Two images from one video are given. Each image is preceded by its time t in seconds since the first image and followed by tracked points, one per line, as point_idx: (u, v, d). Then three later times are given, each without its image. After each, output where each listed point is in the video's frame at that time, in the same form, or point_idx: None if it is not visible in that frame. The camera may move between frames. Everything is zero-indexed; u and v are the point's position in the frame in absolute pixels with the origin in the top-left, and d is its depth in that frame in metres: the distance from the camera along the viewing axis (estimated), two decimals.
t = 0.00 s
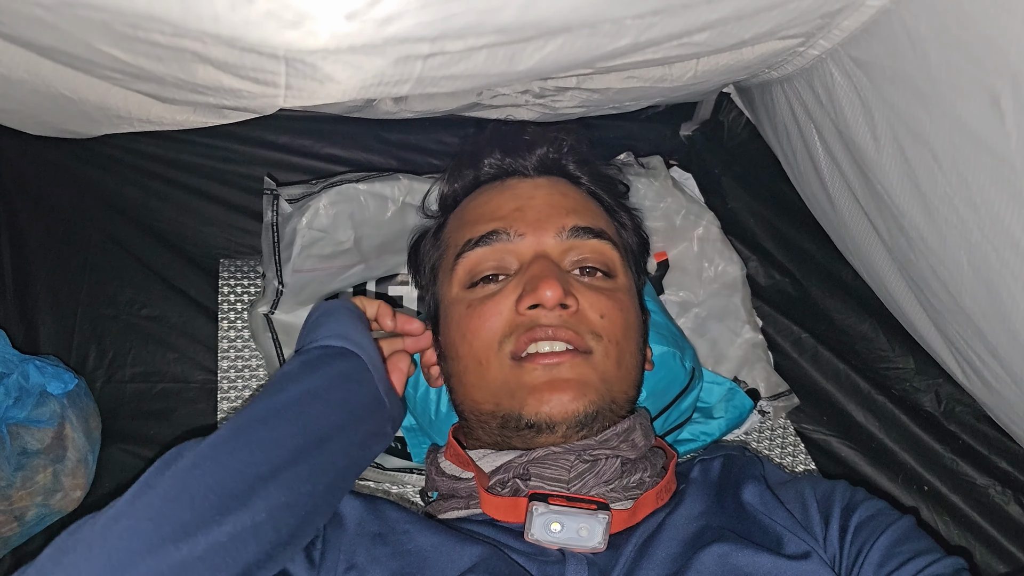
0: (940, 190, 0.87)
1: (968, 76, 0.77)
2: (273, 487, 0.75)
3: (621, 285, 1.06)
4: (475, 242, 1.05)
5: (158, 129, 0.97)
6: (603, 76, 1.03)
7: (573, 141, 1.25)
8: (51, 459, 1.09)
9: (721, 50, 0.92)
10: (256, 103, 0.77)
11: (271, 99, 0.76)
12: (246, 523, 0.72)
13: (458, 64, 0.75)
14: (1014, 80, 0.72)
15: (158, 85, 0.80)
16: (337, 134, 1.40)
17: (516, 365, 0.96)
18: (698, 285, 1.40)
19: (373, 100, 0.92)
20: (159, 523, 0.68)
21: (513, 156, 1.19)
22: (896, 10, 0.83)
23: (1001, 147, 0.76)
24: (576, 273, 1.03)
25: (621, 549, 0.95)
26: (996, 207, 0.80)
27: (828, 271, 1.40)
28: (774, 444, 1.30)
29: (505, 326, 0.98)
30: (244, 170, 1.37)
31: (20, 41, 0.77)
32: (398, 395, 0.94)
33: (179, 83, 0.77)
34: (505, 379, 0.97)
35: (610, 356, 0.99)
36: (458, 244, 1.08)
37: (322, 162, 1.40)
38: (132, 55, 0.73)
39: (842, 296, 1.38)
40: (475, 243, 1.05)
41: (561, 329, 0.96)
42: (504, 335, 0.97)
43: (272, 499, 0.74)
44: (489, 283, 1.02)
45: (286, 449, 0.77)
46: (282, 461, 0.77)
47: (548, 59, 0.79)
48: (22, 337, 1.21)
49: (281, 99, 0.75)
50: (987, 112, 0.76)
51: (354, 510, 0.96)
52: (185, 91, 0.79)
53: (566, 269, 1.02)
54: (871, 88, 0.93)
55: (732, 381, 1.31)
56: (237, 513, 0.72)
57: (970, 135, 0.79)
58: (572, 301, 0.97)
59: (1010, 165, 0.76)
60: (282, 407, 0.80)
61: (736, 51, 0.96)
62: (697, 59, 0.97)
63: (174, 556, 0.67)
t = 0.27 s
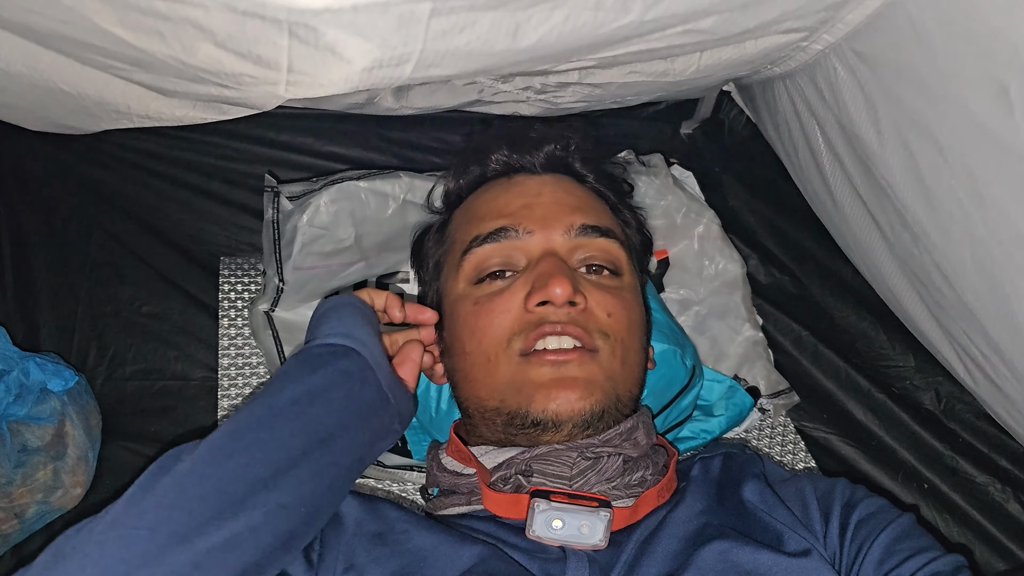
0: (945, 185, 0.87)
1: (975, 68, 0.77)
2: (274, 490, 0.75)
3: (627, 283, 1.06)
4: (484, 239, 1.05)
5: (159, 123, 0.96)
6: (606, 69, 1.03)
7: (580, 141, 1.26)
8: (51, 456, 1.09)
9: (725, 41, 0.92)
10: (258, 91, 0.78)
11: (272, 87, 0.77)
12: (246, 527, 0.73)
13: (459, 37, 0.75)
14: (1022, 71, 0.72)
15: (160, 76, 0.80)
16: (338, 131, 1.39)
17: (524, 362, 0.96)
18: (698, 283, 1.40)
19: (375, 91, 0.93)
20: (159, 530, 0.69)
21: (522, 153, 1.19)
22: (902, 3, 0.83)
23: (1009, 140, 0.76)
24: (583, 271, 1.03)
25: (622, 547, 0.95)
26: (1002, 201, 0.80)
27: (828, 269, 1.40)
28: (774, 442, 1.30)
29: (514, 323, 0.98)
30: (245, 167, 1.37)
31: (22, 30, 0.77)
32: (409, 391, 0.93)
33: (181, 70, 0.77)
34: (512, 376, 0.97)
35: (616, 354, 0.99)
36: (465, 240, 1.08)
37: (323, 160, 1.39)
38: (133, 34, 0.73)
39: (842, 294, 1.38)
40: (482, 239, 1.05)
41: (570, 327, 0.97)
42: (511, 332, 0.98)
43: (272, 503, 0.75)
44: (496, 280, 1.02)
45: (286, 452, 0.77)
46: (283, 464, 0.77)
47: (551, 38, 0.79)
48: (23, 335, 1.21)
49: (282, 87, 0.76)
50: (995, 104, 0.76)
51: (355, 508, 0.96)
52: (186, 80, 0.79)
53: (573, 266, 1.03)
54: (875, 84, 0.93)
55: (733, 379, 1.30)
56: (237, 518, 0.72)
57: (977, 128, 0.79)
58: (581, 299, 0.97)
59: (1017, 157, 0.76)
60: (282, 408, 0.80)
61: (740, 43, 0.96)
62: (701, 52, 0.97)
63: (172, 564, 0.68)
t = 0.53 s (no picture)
0: (953, 178, 0.87)
1: (986, 59, 0.77)
2: (266, 481, 0.75)
3: (629, 282, 1.06)
4: (487, 236, 1.04)
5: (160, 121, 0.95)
6: (607, 65, 1.02)
7: (585, 141, 1.27)
8: (51, 455, 1.09)
9: (729, 34, 0.92)
10: (261, 88, 0.77)
11: (275, 82, 0.77)
12: (238, 517, 0.72)
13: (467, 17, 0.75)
14: None
15: (162, 73, 0.80)
16: (338, 131, 1.40)
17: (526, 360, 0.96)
18: (699, 282, 1.40)
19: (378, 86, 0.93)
20: (149, 521, 0.68)
21: (525, 151, 1.20)
22: None
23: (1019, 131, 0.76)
24: (586, 269, 1.03)
25: (623, 546, 0.95)
26: (1012, 192, 0.80)
27: (829, 269, 1.41)
28: (774, 441, 1.30)
29: (516, 321, 0.97)
30: (245, 166, 1.37)
31: (24, 27, 0.77)
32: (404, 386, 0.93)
33: (183, 67, 0.77)
34: (514, 374, 0.97)
35: (618, 352, 0.99)
36: (468, 238, 1.08)
37: (323, 159, 1.39)
38: (136, 30, 0.73)
39: (842, 294, 1.38)
40: (485, 236, 1.05)
41: (572, 324, 0.96)
42: (513, 329, 0.97)
43: (266, 494, 0.75)
44: (499, 278, 1.02)
45: (280, 443, 0.77)
46: (276, 454, 0.76)
47: (557, 30, 0.79)
48: (22, 334, 1.20)
49: (286, 83, 0.76)
50: (1006, 95, 0.76)
51: (355, 508, 0.96)
52: (189, 78, 0.79)
53: (576, 264, 1.02)
54: (881, 79, 0.93)
55: (733, 378, 1.30)
56: (229, 508, 0.72)
57: (987, 120, 0.79)
58: (582, 296, 0.97)
59: None
60: (276, 400, 0.80)
61: (743, 38, 0.96)
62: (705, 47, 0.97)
63: (165, 555, 0.68)
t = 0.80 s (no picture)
0: (947, 183, 0.87)
1: (974, 67, 0.77)
2: (273, 489, 0.75)
3: (629, 282, 1.06)
4: (486, 236, 1.04)
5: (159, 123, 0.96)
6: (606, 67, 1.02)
7: (582, 140, 1.26)
8: (50, 455, 1.09)
9: (727, 42, 0.91)
10: (259, 99, 0.77)
11: (274, 95, 0.75)
12: (246, 526, 0.72)
13: (460, 58, 0.75)
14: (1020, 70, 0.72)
15: (160, 80, 0.79)
16: (337, 131, 1.39)
17: (525, 360, 0.96)
18: (699, 283, 1.40)
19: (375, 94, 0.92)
20: (157, 529, 0.68)
21: (525, 151, 1.20)
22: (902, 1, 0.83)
23: (1006, 140, 0.76)
24: (586, 270, 1.03)
25: (621, 547, 0.94)
26: (1003, 199, 0.80)
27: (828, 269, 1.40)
28: (774, 441, 1.30)
29: (516, 321, 0.97)
30: (245, 167, 1.37)
31: (22, 35, 0.77)
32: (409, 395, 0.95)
33: (182, 79, 0.77)
34: (513, 374, 0.96)
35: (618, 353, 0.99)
36: (467, 238, 1.08)
37: (323, 159, 1.39)
38: (132, 52, 0.73)
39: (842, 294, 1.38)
40: (485, 236, 1.04)
41: (572, 324, 0.96)
42: (513, 329, 0.97)
43: (273, 502, 0.75)
44: (498, 277, 1.02)
45: (288, 450, 0.78)
46: (282, 463, 0.77)
47: (552, 53, 0.79)
48: (21, 335, 1.20)
49: (284, 95, 0.75)
50: (994, 103, 0.76)
51: (354, 508, 0.96)
52: (189, 87, 0.79)
53: (577, 265, 1.03)
54: (877, 81, 0.93)
55: (733, 378, 1.30)
56: (237, 516, 0.72)
57: (976, 128, 0.79)
58: (583, 297, 0.97)
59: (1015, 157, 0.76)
60: (283, 407, 0.80)
61: (740, 43, 0.95)
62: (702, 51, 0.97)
63: (173, 563, 0.68)
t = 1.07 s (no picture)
0: (944, 182, 0.87)
1: (975, 65, 0.77)
2: (278, 486, 0.75)
3: (626, 278, 1.06)
4: (482, 233, 1.05)
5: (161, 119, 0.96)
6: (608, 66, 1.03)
7: (579, 137, 1.26)
8: (51, 451, 1.09)
9: (727, 40, 0.91)
10: (261, 93, 0.77)
11: (275, 89, 0.75)
12: (250, 521, 0.72)
13: (462, 55, 0.75)
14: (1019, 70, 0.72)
15: (162, 75, 0.79)
16: (338, 128, 1.39)
17: (521, 355, 0.96)
18: (699, 281, 1.40)
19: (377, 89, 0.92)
20: (162, 522, 0.67)
21: (522, 149, 1.20)
22: None
23: (1005, 139, 0.76)
24: (582, 265, 1.03)
25: (621, 544, 0.95)
26: (1000, 199, 0.80)
27: (828, 267, 1.41)
28: (773, 439, 1.30)
29: (512, 317, 0.98)
30: (245, 164, 1.37)
31: (25, 29, 0.77)
32: (409, 391, 0.95)
33: (185, 74, 0.77)
34: (509, 370, 0.97)
35: (614, 348, 0.99)
36: (464, 235, 1.08)
37: (323, 156, 1.39)
38: (138, 45, 0.73)
39: (842, 292, 1.38)
40: (481, 234, 1.05)
41: (566, 320, 0.96)
42: (509, 326, 0.98)
43: (277, 499, 0.74)
44: (494, 274, 1.02)
45: (293, 448, 0.77)
46: (287, 460, 0.77)
47: (555, 48, 0.79)
48: (22, 331, 1.20)
49: (286, 89, 0.75)
50: (993, 101, 0.76)
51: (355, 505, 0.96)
52: (191, 82, 0.79)
53: (572, 260, 1.03)
54: (876, 80, 0.93)
55: (732, 376, 1.31)
56: (242, 511, 0.71)
57: (975, 126, 0.80)
58: (577, 292, 0.97)
59: (1014, 156, 0.76)
60: (289, 404, 0.80)
61: (741, 42, 0.96)
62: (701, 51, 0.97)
63: (176, 560, 0.66)
